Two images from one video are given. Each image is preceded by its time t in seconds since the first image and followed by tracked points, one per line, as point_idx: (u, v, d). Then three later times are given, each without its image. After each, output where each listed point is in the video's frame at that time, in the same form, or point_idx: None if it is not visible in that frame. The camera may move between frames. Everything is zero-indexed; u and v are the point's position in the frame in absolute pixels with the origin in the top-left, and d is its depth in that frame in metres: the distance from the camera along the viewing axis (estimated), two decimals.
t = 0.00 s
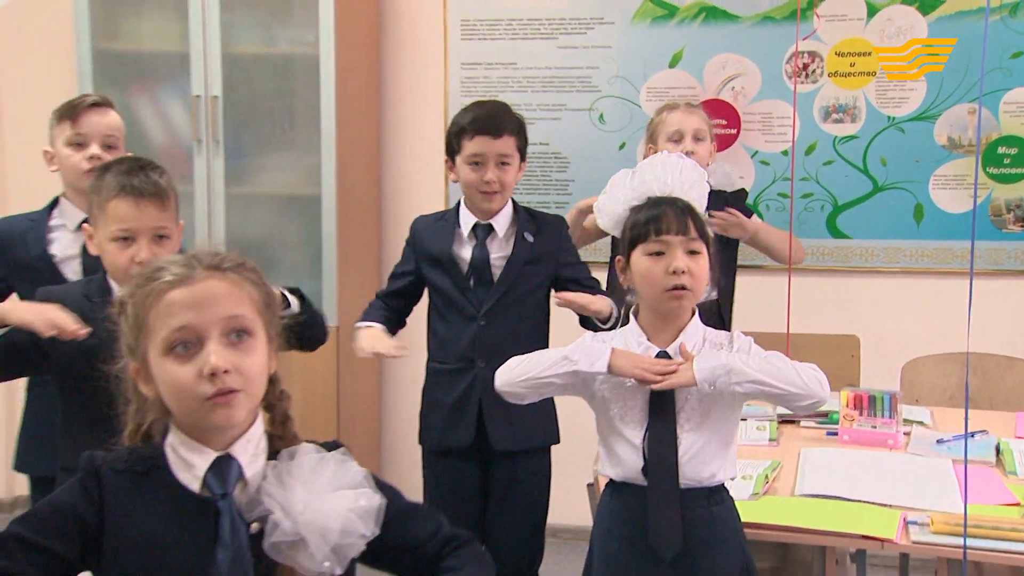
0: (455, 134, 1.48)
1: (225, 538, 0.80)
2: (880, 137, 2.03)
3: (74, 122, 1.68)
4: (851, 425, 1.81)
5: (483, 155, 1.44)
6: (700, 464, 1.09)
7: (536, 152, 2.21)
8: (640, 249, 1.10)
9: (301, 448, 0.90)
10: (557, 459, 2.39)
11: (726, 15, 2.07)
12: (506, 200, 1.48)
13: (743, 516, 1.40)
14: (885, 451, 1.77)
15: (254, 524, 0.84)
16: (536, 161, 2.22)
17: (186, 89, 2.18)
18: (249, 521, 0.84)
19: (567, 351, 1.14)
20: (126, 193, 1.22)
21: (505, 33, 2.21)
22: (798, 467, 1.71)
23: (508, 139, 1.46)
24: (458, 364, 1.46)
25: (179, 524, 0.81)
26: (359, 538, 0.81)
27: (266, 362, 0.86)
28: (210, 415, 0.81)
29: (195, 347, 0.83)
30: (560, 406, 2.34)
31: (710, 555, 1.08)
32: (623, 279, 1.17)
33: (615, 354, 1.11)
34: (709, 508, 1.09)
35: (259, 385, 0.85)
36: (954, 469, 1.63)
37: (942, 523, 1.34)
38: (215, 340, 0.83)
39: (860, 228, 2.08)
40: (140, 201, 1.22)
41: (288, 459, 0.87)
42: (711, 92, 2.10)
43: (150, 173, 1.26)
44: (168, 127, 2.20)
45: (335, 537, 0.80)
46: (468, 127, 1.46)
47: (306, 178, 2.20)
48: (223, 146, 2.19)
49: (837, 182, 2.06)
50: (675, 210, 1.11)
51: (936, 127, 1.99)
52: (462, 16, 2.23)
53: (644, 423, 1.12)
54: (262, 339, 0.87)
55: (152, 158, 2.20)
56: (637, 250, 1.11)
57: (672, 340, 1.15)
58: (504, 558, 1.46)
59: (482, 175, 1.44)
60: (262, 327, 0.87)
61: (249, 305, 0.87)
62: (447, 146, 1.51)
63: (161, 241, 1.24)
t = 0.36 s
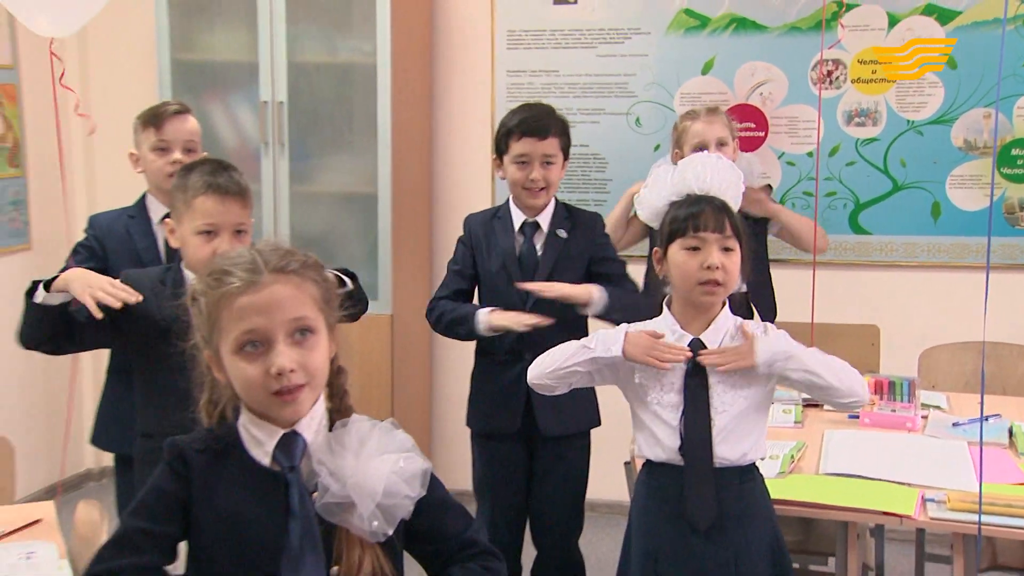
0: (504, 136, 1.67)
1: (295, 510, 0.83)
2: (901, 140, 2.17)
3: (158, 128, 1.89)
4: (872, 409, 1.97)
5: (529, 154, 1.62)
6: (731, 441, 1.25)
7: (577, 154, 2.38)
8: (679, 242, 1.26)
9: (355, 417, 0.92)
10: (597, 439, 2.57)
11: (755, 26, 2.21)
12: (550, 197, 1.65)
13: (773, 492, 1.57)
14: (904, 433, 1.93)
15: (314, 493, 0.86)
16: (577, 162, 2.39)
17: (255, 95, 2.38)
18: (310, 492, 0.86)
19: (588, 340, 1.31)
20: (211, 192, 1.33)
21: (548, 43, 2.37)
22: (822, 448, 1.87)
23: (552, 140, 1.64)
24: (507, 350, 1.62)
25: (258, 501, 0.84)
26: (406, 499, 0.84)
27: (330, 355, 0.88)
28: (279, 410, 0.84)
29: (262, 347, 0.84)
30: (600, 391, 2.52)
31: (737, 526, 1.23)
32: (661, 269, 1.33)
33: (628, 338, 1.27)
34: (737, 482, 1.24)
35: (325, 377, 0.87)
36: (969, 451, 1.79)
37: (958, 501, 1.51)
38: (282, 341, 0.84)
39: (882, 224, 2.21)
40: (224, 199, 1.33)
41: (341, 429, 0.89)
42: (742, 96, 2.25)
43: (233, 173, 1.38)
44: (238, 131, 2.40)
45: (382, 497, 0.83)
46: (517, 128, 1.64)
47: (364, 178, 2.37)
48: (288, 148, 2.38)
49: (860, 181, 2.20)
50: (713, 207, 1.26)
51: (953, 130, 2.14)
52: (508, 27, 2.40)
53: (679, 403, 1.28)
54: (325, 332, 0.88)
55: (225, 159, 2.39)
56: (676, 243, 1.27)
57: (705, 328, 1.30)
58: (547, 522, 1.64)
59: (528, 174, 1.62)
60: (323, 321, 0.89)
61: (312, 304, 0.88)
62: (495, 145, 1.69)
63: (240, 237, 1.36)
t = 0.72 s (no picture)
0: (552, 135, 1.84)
1: (351, 486, 0.92)
2: (920, 139, 2.31)
3: (232, 127, 2.11)
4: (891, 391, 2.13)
5: (576, 148, 1.79)
6: (763, 418, 1.40)
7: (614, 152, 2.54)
8: (709, 232, 1.42)
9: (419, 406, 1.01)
10: (634, 419, 2.74)
11: (781, 32, 2.36)
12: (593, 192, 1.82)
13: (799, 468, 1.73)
14: (920, 414, 2.08)
15: (379, 474, 0.95)
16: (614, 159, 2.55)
17: (315, 98, 2.56)
18: (374, 471, 0.95)
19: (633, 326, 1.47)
20: (269, 184, 1.50)
21: (587, 48, 2.54)
22: (844, 428, 2.02)
23: (597, 137, 1.82)
24: (551, 335, 1.80)
25: (313, 471, 0.93)
26: (469, 487, 0.92)
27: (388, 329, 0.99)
28: (339, 376, 0.94)
29: (324, 314, 0.95)
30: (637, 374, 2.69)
31: (765, 498, 1.39)
32: (694, 259, 1.49)
33: (672, 324, 1.43)
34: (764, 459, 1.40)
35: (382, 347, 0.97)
36: (983, 431, 1.94)
37: (972, 477, 1.67)
38: (342, 307, 0.95)
39: (901, 218, 2.35)
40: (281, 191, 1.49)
41: (406, 416, 0.98)
42: (769, 98, 2.40)
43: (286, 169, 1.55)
44: (299, 131, 2.59)
45: (448, 486, 0.91)
46: (566, 125, 1.82)
47: (415, 174, 2.54)
48: (345, 147, 2.56)
49: (880, 178, 2.35)
50: (742, 201, 1.42)
51: (969, 130, 2.27)
52: (550, 33, 2.56)
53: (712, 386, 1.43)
54: (384, 309, 0.99)
55: (287, 156, 2.59)
56: (706, 232, 1.43)
57: (735, 315, 1.45)
58: (587, 489, 1.82)
59: (573, 166, 1.80)
60: (382, 297, 0.99)
61: (371, 277, 0.99)
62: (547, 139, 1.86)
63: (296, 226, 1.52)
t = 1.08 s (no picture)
0: (604, 134, 2.03)
1: (409, 460, 1.00)
2: (935, 140, 2.44)
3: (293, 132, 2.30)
4: (908, 376, 2.28)
5: (630, 150, 1.99)
6: (784, 404, 1.57)
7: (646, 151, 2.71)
8: (735, 226, 1.57)
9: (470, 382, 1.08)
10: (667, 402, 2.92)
11: (806, 39, 2.53)
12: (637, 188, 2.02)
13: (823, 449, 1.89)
14: (936, 399, 2.21)
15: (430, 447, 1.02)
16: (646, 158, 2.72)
17: (368, 101, 2.75)
18: (426, 444, 1.02)
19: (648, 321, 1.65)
20: (322, 180, 1.67)
21: (622, 54, 2.70)
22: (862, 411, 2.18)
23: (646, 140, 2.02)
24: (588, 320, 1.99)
25: (376, 446, 1.01)
26: (510, 453, 0.98)
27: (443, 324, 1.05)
28: (399, 370, 1.01)
29: (384, 316, 1.01)
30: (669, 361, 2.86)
31: (789, 474, 1.56)
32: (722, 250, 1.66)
33: (680, 312, 1.61)
34: (785, 438, 1.56)
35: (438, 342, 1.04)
36: (994, 415, 2.08)
37: (986, 459, 1.84)
38: (401, 310, 1.01)
39: (917, 214, 2.53)
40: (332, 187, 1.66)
41: (454, 390, 1.04)
42: (792, 101, 2.57)
43: (338, 166, 1.71)
44: (353, 131, 2.78)
45: (490, 452, 0.97)
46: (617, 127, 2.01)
47: (460, 172, 2.73)
48: (395, 146, 2.75)
49: (897, 177, 2.52)
50: (769, 200, 1.56)
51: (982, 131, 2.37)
52: (587, 40, 2.73)
53: (736, 370, 1.60)
54: (439, 305, 1.05)
55: (341, 155, 2.78)
56: (733, 226, 1.58)
57: (760, 304, 1.60)
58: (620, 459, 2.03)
59: (626, 166, 1.99)
60: (436, 294, 1.04)
61: (426, 277, 1.04)
62: (596, 141, 2.05)
63: (347, 220, 1.68)
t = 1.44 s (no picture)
0: (626, 137, 2.18)
1: (450, 443, 1.08)
2: (945, 140, 2.60)
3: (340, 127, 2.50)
4: (917, 363, 2.43)
5: (653, 149, 2.15)
6: (795, 390, 1.71)
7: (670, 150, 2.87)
8: (761, 221, 1.71)
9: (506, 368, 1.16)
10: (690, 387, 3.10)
11: (822, 44, 2.67)
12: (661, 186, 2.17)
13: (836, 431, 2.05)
14: (943, 383, 2.37)
15: (470, 430, 1.10)
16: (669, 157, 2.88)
17: (409, 102, 2.94)
18: (466, 428, 1.10)
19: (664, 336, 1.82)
20: (368, 176, 1.78)
21: (648, 58, 2.86)
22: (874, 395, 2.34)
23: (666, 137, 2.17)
24: (616, 307, 2.17)
25: (417, 430, 1.09)
26: (548, 438, 1.06)
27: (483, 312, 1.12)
28: (441, 357, 1.08)
29: (428, 304, 1.08)
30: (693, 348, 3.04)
31: (802, 458, 1.71)
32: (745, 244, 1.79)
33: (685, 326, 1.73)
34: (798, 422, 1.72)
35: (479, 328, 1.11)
36: (998, 400, 2.24)
37: (990, 441, 1.98)
38: (444, 299, 1.08)
39: (927, 211, 2.65)
40: (378, 181, 1.78)
41: (493, 377, 1.13)
42: (809, 103, 2.70)
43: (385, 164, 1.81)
44: (395, 131, 2.96)
45: (529, 437, 1.05)
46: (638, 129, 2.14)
47: (495, 169, 2.90)
48: (434, 145, 2.93)
49: (908, 175, 2.65)
50: (793, 198, 1.69)
51: (989, 132, 2.56)
52: (615, 45, 2.89)
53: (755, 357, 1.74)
54: (480, 294, 1.12)
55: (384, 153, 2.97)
56: (758, 221, 1.71)
57: (778, 297, 1.74)
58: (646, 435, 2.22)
59: (651, 166, 2.15)
60: (477, 284, 1.12)
61: (468, 268, 1.11)
62: (619, 145, 2.20)
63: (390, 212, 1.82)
